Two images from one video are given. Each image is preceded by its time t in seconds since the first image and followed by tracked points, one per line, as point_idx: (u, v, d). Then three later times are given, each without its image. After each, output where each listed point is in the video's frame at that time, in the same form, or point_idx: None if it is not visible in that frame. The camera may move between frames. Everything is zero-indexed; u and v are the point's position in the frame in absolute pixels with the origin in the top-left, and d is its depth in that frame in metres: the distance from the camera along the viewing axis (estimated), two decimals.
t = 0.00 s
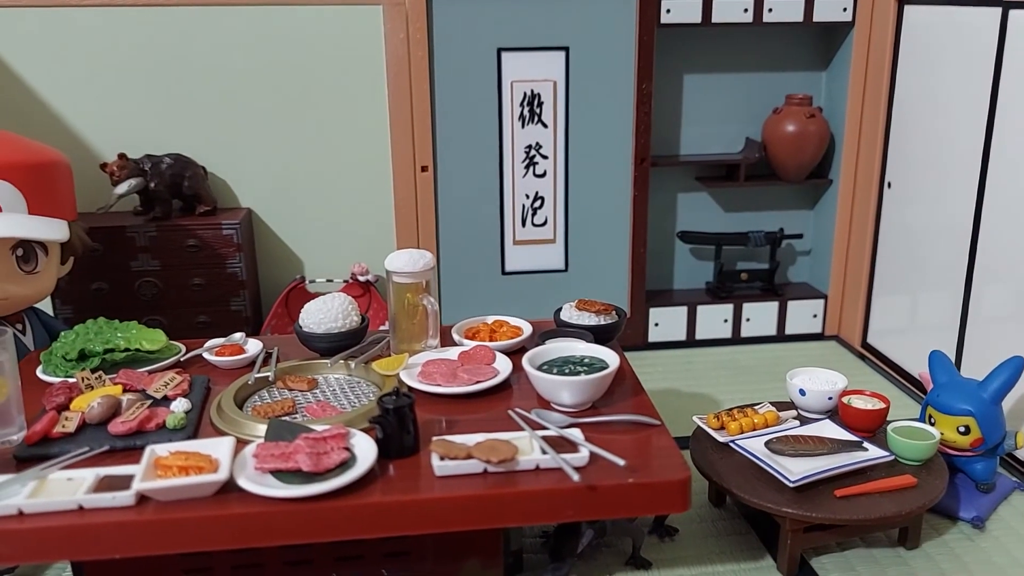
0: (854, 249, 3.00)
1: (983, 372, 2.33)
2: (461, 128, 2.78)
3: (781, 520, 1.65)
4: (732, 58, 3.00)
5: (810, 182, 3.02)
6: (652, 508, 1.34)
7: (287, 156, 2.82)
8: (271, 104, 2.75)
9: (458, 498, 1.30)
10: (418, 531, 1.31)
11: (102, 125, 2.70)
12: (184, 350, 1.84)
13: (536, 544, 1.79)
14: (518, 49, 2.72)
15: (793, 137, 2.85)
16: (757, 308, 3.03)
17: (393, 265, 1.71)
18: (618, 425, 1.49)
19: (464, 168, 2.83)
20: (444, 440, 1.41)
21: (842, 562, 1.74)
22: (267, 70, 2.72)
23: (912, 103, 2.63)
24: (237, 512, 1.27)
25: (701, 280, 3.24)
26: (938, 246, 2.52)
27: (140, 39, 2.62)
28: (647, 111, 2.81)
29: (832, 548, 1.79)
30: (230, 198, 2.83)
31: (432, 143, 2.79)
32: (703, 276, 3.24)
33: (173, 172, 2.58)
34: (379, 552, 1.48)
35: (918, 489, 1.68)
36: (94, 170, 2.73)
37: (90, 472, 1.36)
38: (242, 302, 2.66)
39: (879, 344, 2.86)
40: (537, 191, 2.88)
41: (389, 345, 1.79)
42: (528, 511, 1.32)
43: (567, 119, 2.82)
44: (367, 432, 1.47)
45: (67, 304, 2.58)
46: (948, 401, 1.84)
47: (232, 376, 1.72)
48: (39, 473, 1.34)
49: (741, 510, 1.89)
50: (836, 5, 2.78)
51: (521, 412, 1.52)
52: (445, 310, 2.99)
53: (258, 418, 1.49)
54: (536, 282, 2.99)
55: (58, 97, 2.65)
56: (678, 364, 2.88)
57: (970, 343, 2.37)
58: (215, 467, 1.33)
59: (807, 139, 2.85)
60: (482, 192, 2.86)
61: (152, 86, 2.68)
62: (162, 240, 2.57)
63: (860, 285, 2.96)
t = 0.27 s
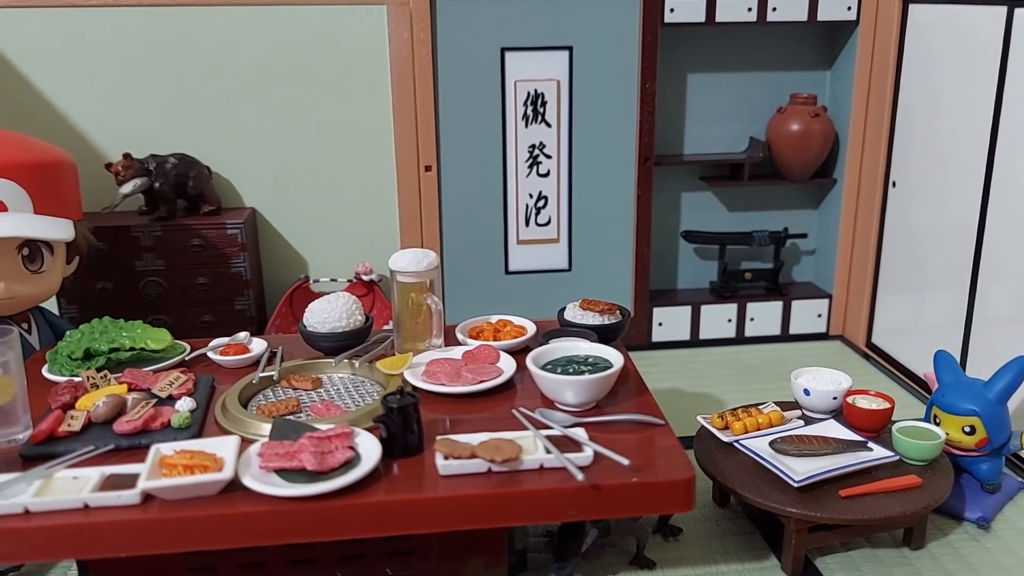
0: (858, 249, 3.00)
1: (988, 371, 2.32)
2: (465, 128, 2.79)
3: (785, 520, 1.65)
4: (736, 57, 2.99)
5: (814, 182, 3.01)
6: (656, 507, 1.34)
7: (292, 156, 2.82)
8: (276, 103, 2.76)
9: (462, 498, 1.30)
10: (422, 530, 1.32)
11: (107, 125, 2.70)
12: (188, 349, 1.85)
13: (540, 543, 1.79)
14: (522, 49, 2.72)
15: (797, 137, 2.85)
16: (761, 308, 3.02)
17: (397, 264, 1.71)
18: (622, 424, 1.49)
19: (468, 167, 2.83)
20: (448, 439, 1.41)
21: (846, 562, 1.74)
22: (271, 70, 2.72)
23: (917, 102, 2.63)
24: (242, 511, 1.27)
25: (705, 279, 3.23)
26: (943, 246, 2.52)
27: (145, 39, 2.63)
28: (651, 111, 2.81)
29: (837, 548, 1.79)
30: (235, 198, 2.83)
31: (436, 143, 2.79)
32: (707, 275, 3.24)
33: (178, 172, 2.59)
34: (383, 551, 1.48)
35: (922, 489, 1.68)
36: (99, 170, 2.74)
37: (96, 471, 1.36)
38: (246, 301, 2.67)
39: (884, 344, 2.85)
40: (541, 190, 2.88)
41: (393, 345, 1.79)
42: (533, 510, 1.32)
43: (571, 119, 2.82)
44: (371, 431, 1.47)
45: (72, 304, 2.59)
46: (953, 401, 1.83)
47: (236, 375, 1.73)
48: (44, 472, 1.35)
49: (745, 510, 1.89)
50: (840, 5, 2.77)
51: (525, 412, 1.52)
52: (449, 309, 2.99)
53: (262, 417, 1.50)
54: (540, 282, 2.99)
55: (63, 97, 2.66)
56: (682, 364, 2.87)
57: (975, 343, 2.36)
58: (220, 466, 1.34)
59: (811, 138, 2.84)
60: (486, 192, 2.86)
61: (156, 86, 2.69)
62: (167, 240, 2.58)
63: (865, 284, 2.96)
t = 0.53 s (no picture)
0: (863, 249, 3.00)
1: (993, 371, 2.32)
2: (470, 128, 2.79)
3: (790, 519, 1.65)
4: (741, 57, 2.99)
5: (819, 182, 3.01)
6: (661, 506, 1.34)
7: (297, 156, 2.83)
8: (281, 103, 2.77)
9: (467, 496, 1.30)
10: (427, 529, 1.32)
11: (113, 125, 2.72)
12: (195, 348, 1.85)
13: (544, 542, 1.79)
14: (527, 49, 2.73)
15: (802, 137, 2.84)
16: (765, 308, 3.02)
17: (402, 264, 1.72)
18: (627, 424, 1.49)
19: (472, 167, 2.83)
20: (453, 438, 1.42)
21: (851, 562, 1.74)
22: (276, 70, 2.73)
23: (922, 103, 2.62)
24: (248, 509, 1.28)
25: (710, 279, 3.23)
26: (947, 246, 2.52)
27: (151, 39, 2.64)
28: (655, 110, 2.81)
29: (841, 548, 1.79)
30: (240, 198, 2.84)
31: (441, 143, 2.80)
32: (711, 275, 3.24)
33: (184, 172, 2.59)
34: (388, 550, 1.48)
35: (927, 489, 1.68)
36: (105, 170, 2.75)
37: (103, 469, 1.37)
38: (252, 301, 2.68)
39: (888, 344, 2.85)
40: (545, 190, 2.89)
41: (398, 344, 1.80)
42: (538, 509, 1.32)
43: (576, 119, 2.82)
44: (377, 430, 1.48)
45: (79, 303, 2.60)
46: (958, 401, 1.83)
47: (242, 374, 1.73)
48: (52, 470, 1.35)
49: (749, 509, 1.89)
50: (845, 4, 2.77)
51: (529, 411, 1.53)
52: (454, 309, 2.99)
53: (268, 416, 1.50)
54: (544, 282, 2.99)
55: (70, 97, 2.67)
56: (686, 364, 2.88)
57: (980, 343, 2.36)
58: (226, 465, 1.34)
59: (816, 138, 2.84)
60: (491, 192, 2.87)
61: (163, 87, 2.70)
62: (173, 239, 2.59)
63: (870, 284, 2.96)
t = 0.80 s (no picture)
0: (868, 249, 3.00)
1: (999, 371, 2.32)
2: (475, 128, 2.80)
3: (796, 519, 1.66)
4: (746, 57, 3.00)
5: (824, 181, 3.01)
6: (667, 505, 1.34)
7: (303, 156, 2.84)
8: (288, 104, 2.78)
9: (474, 495, 1.31)
10: (434, 527, 1.33)
11: (121, 125, 2.73)
12: (202, 348, 1.86)
13: (550, 541, 1.80)
14: (532, 49, 2.73)
15: (807, 137, 2.84)
16: (771, 308, 3.03)
17: (408, 263, 1.73)
18: (633, 423, 1.50)
19: (478, 167, 2.84)
20: (459, 437, 1.42)
21: (857, 562, 1.74)
22: (283, 70, 2.74)
23: (928, 103, 2.62)
24: (256, 508, 1.29)
25: (715, 279, 3.24)
26: (953, 246, 2.51)
27: (159, 40, 2.65)
28: (661, 111, 2.81)
29: (846, 548, 1.79)
30: (247, 198, 2.85)
31: (446, 144, 2.81)
32: (716, 276, 3.24)
33: (191, 172, 2.61)
34: (395, 548, 1.49)
35: (933, 488, 1.68)
36: (113, 170, 2.76)
37: (111, 467, 1.38)
38: (258, 300, 2.69)
39: (894, 344, 2.85)
40: (551, 190, 2.89)
41: (405, 343, 1.80)
42: (544, 507, 1.33)
43: (581, 119, 2.83)
44: (383, 429, 1.48)
45: (86, 303, 2.61)
46: (964, 401, 1.83)
47: (249, 373, 1.74)
48: (61, 468, 1.36)
49: (754, 509, 1.89)
50: (851, 5, 2.77)
51: (535, 410, 1.53)
52: (459, 309, 3.00)
53: (275, 415, 1.51)
54: (550, 282, 3.00)
55: (78, 97, 2.68)
56: (692, 364, 2.88)
57: (986, 343, 2.36)
58: (234, 463, 1.35)
59: (821, 138, 2.84)
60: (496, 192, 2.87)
61: (170, 87, 2.71)
62: (180, 239, 2.60)
63: (875, 285, 2.96)
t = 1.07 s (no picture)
0: (873, 249, 2.99)
1: (1004, 371, 2.31)
2: (479, 128, 2.80)
3: (800, 518, 1.66)
4: (751, 57, 2.99)
5: (829, 181, 3.01)
6: (672, 505, 1.35)
7: (309, 156, 2.84)
8: (293, 104, 2.78)
9: (479, 494, 1.31)
10: (439, 526, 1.33)
11: (127, 126, 2.74)
12: (208, 347, 1.87)
13: (555, 540, 1.80)
14: (537, 49, 2.73)
15: (812, 137, 2.84)
16: (776, 308, 3.02)
17: (413, 263, 1.73)
18: (637, 423, 1.50)
19: (483, 167, 2.85)
20: (464, 436, 1.43)
21: (861, 562, 1.74)
22: (288, 70, 2.75)
23: (933, 102, 2.62)
24: (262, 507, 1.29)
25: (720, 279, 3.23)
26: (958, 246, 2.51)
27: (165, 40, 2.66)
28: (666, 111, 2.81)
29: (851, 547, 1.79)
30: (252, 198, 2.86)
31: (451, 144, 2.82)
32: (721, 276, 3.24)
33: (197, 172, 2.61)
34: (400, 547, 1.49)
35: (938, 488, 1.68)
36: (119, 170, 2.77)
37: (118, 466, 1.39)
38: (264, 300, 2.69)
39: (899, 344, 2.85)
40: (555, 190, 2.89)
41: (409, 343, 1.81)
42: (548, 507, 1.33)
43: (586, 119, 2.83)
44: (389, 428, 1.49)
45: (93, 302, 2.62)
46: (969, 401, 1.83)
47: (255, 373, 1.75)
48: (68, 467, 1.37)
49: (759, 509, 1.89)
50: (856, 4, 2.77)
51: (540, 409, 1.53)
52: (464, 309, 3.00)
53: (281, 415, 1.52)
54: (554, 282, 3.00)
55: (84, 98, 2.69)
56: (696, 364, 2.88)
57: (991, 343, 2.36)
58: (240, 462, 1.35)
59: (826, 138, 2.84)
60: (501, 192, 2.88)
61: (176, 87, 2.72)
62: (186, 239, 2.60)
63: (880, 284, 2.95)
